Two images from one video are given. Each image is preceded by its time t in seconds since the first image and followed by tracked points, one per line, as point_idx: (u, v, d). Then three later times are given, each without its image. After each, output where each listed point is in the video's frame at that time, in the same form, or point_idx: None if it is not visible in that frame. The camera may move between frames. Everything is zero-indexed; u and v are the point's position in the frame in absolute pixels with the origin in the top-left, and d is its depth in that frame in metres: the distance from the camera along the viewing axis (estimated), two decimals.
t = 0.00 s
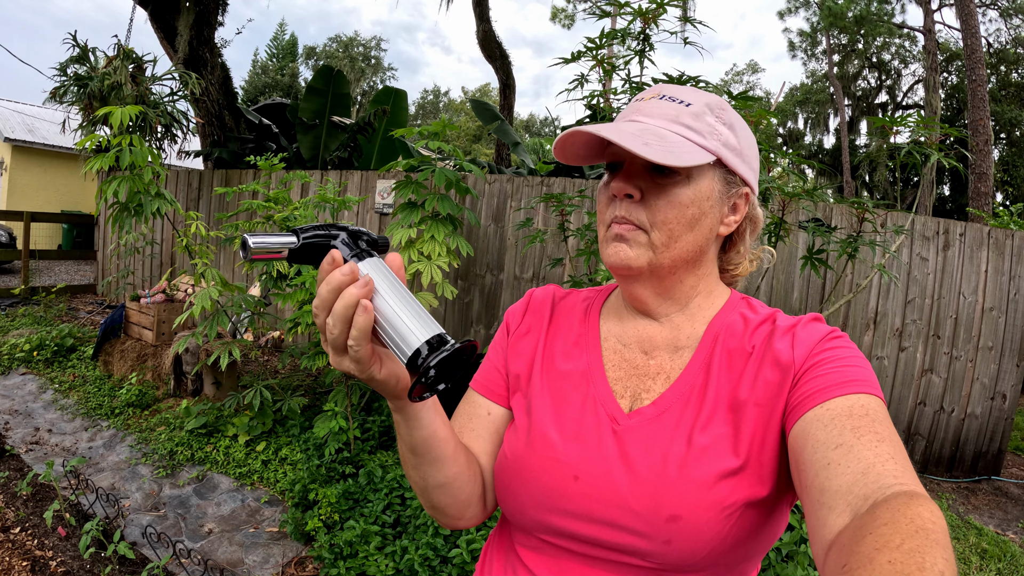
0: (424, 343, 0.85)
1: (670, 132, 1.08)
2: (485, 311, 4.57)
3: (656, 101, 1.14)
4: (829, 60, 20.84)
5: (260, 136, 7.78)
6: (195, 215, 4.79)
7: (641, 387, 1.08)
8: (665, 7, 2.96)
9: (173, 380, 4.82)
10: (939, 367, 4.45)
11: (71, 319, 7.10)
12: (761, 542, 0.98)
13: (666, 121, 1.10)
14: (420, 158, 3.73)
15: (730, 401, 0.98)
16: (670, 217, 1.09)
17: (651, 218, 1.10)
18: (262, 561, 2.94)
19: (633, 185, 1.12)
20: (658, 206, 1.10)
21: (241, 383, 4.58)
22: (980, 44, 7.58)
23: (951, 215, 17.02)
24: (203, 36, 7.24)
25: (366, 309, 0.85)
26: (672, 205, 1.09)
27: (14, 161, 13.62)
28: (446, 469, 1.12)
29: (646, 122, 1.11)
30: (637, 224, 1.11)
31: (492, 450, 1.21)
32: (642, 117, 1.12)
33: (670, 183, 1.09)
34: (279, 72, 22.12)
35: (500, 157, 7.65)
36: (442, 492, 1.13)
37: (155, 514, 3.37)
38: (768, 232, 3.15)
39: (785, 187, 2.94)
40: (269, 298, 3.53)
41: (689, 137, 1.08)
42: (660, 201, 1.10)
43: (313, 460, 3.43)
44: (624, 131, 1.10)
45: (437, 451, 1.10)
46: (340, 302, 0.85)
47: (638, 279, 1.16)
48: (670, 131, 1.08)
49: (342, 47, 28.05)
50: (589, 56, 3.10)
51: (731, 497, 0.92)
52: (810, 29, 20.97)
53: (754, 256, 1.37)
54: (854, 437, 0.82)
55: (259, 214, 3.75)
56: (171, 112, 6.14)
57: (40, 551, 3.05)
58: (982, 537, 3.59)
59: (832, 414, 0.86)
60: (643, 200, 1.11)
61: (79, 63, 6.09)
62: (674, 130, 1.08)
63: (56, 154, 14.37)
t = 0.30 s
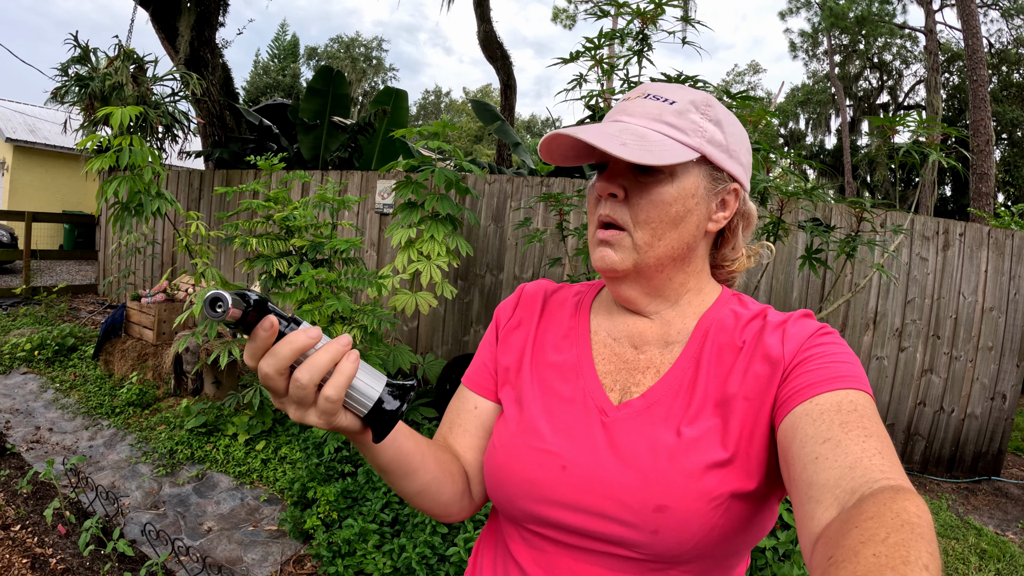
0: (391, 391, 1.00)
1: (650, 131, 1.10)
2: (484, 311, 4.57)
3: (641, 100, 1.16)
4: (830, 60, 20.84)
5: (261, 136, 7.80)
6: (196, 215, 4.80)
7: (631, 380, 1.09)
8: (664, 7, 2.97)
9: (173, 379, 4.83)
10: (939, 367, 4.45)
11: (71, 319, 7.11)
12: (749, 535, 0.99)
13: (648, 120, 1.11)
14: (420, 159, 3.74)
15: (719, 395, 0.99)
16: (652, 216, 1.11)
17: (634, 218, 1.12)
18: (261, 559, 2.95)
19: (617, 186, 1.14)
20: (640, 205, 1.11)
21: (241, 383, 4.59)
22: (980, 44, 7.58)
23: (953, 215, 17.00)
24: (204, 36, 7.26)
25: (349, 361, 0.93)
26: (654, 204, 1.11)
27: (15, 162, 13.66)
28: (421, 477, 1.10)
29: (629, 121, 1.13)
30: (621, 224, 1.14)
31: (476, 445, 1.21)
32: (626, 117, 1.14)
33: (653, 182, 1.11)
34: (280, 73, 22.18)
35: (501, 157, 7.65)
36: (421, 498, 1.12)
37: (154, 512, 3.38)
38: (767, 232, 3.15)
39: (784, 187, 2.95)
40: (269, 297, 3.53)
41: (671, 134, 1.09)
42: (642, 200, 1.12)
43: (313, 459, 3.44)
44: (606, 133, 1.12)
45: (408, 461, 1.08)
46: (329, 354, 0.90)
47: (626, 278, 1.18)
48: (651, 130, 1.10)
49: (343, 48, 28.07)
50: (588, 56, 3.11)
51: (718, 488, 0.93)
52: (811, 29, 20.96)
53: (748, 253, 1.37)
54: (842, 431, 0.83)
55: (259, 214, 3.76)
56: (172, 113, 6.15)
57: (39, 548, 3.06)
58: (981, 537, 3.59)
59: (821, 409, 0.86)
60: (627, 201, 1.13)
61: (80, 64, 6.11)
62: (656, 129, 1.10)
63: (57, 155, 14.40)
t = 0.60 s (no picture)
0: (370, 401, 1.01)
1: (636, 133, 1.10)
2: (484, 311, 4.58)
3: (628, 102, 1.17)
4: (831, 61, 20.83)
5: (262, 137, 7.81)
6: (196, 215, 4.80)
7: (623, 379, 1.09)
8: (663, 8, 2.97)
9: (173, 380, 4.84)
10: (939, 368, 4.45)
11: (72, 319, 7.12)
12: (741, 534, 0.99)
13: (634, 121, 1.12)
14: (420, 159, 3.75)
15: (712, 393, 0.99)
16: (640, 217, 1.11)
17: (622, 219, 1.13)
18: (260, 558, 2.96)
19: (605, 187, 1.15)
20: (627, 206, 1.12)
21: (241, 383, 4.59)
22: (981, 44, 7.57)
23: (954, 216, 16.98)
24: (205, 37, 7.28)
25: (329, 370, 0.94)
26: (641, 205, 1.11)
27: (17, 163, 13.69)
28: (409, 478, 1.10)
29: (615, 123, 1.14)
30: (610, 225, 1.14)
31: (468, 444, 1.22)
32: (613, 119, 1.15)
33: (640, 182, 1.11)
34: (281, 74, 22.20)
35: (502, 158, 7.65)
36: (410, 499, 1.12)
37: (154, 512, 3.39)
38: (766, 232, 3.15)
39: (782, 188, 2.95)
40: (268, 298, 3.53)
41: (656, 134, 1.10)
42: (630, 201, 1.12)
43: (312, 459, 3.45)
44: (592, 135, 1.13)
45: (396, 463, 1.09)
46: (309, 363, 0.92)
47: (616, 279, 1.19)
48: (637, 131, 1.11)
49: (344, 48, 28.11)
50: (587, 57, 3.12)
51: (711, 486, 0.93)
52: (812, 30, 20.95)
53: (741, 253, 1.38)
54: (835, 430, 0.83)
55: (259, 214, 3.77)
56: (173, 114, 6.17)
57: (39, 547, 3.06)
58: (981, 538, 3.58)
59: (814, 407, 0.87)
60: (615, 202, 1.14)
61: (81, 65, 6.12)
62: (642, 129, 1.11)
63: (58, 155, 14.42)
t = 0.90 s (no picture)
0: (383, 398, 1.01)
1: (638, 133, 1.10)
2: (485, 312, 4.58)
3: (631, 104, 1.16)
4: (833, 62, 20.82)
5: (264, 137, 7.81)
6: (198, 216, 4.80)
7: (626, 380, 1.09)
8: (665, 9, 2.97)
9: (175, 380, 4.84)
10: (940, 370, 4.43)
11: (74, 319, 7.13)
12: (744, 537, 0.99)
13: (638, 122, 1.12)
14: (422, 160, 3.75)
15: (715, 395, 0.99)
16: (645, 218, 1.11)
17: (626, 221, 1.12)
18: (261, 559, 2.95)
19: (609, 189, 1.15)
20: (632, 208, 1.12)
21: (242, 384, 4.59)
22: (983, 45, 7.57)
23: (955, 217, 16.96)
24: (206, 38, 7.28)
25: (344, 366, 0.93)
26: (645, 206, 1.11)
27: (18, 163, 13.72)
28: (416, 476, 1.11)
29: (619, 124, 1.14)
30: (614, 226, 1.14)
31: (471, 445, 1.22)
32: (616, 121, 1.15)
33: (645, 184, 1.11)
34: (283, 74, 22.22)
35: (503, 159, 7.65)
36: (414, 496, 1.13)
37: (154, 512, 3.39)
38: (767, 233, 3.15)
39: (784, 189, 2.94)
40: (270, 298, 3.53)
41: (660, 135, 1.09)
42: (633, 203, 1.12)
43: (313, 460, 3.46)
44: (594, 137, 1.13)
45: (405, 460, 1.09)
46: (323, 359, 0.91)
47: (620, 281, 1.18)
48: (639, 132, 1.10)
49: (346, 49, 28.14)
50: (588, 58, 3.12)
51: (714, 487, 0.93)
52: (814, 31, 20.94)
53: (744, 253, 1.37)
54: (839, 433, 0.83)
55: (260, 214, 3.76)
56: (175, 114, 6.17)
57: (39, 547, 3.07)
58: (982, 540, 3.57)
59: (818, 410, 0.86)
60: (619, 203, 1.14)
61: (83, 65, 6.13)
62: (646, 130, 1.10)
63: (60, 155, 14.45)
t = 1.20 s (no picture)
0: (416, 353, 0.96)
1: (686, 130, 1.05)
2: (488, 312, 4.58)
3: (658, 99, 1.09)
4: (835, 62, 20.81)
5: (267, 137, 7.82)
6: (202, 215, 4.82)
7: (628, 374, 1.10)
8: (668, 9, 2.98)
9: (178, 379, 4.86)
10: (942, 370, 4.43)
11: (77, 318, 7.15)
12: (747, 530, 0.99)
13: (679, 119, 1.06)
14: (425, 160, 3.76)
15: (716, 389, 0.99)
16: (687, 216, 1.11)
17: (670, 219, 1.11)
18: (264, 557, 2.96)
19: (652, 185, 1.10)
20: (677, 206, 1.11)
21: (245, 383, 4.60)
22: (986, 46, 7.58)
23: (958, 218, 16.94)
24: (210, 38, 7.31)
25: (441, 298, 0.96)
26: (689, 203, 1.11)
27: (21, 163, 13.77)
28: (467, 470, 1.14)
29: (662, 120, 1.05)
30: (658, 224, 1.11)
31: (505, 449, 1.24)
32: (652, 113, 1.06)
33: (685, 181, 1.11)
34: (286, 75, 22.25)
35: (506, 159, 7.65)
36: (449, 485, 1.17)
37: (158, 510, 3.40)
38: (770, 233, 3.15)
39: (787, 189, 2.95)
40: (274, 297, 3.54)
41: (701, 135, 1.07)
42: (678, 200, 1.11)
43: (316, 459, 3.47)
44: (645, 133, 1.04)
45: (475, 454, 1.12)
46: (450, 281, 0.96)
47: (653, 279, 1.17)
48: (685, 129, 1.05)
49: (348, 49, 28.19)
50: (591, 58, 3.13)
51: (716, 479, 0.93)
52: (816, 32, 20.93)
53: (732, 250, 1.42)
54: (838, 427, 0.83)
55: (263, 214, 3.77)
56: (178, 114, 6.19)
57: (42, 546, 3.08)
58: (984, 540, 3.57)
59: (818, 404, 0.87)
60: (663, 200, 1.11)
61: (87, 66, 6.15)
62: (688, 128, 1.06)
63: (63, 155, 14.50)
